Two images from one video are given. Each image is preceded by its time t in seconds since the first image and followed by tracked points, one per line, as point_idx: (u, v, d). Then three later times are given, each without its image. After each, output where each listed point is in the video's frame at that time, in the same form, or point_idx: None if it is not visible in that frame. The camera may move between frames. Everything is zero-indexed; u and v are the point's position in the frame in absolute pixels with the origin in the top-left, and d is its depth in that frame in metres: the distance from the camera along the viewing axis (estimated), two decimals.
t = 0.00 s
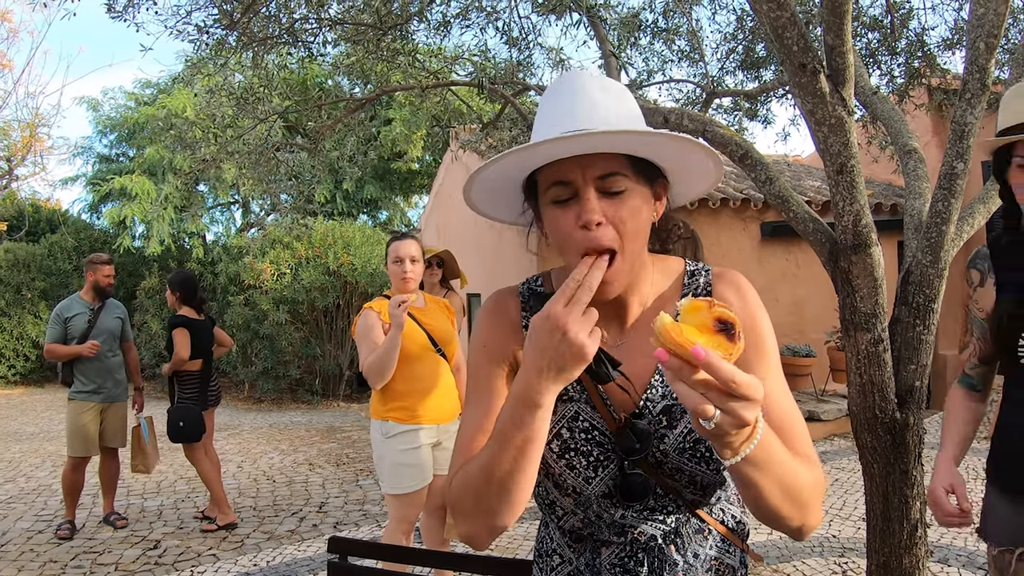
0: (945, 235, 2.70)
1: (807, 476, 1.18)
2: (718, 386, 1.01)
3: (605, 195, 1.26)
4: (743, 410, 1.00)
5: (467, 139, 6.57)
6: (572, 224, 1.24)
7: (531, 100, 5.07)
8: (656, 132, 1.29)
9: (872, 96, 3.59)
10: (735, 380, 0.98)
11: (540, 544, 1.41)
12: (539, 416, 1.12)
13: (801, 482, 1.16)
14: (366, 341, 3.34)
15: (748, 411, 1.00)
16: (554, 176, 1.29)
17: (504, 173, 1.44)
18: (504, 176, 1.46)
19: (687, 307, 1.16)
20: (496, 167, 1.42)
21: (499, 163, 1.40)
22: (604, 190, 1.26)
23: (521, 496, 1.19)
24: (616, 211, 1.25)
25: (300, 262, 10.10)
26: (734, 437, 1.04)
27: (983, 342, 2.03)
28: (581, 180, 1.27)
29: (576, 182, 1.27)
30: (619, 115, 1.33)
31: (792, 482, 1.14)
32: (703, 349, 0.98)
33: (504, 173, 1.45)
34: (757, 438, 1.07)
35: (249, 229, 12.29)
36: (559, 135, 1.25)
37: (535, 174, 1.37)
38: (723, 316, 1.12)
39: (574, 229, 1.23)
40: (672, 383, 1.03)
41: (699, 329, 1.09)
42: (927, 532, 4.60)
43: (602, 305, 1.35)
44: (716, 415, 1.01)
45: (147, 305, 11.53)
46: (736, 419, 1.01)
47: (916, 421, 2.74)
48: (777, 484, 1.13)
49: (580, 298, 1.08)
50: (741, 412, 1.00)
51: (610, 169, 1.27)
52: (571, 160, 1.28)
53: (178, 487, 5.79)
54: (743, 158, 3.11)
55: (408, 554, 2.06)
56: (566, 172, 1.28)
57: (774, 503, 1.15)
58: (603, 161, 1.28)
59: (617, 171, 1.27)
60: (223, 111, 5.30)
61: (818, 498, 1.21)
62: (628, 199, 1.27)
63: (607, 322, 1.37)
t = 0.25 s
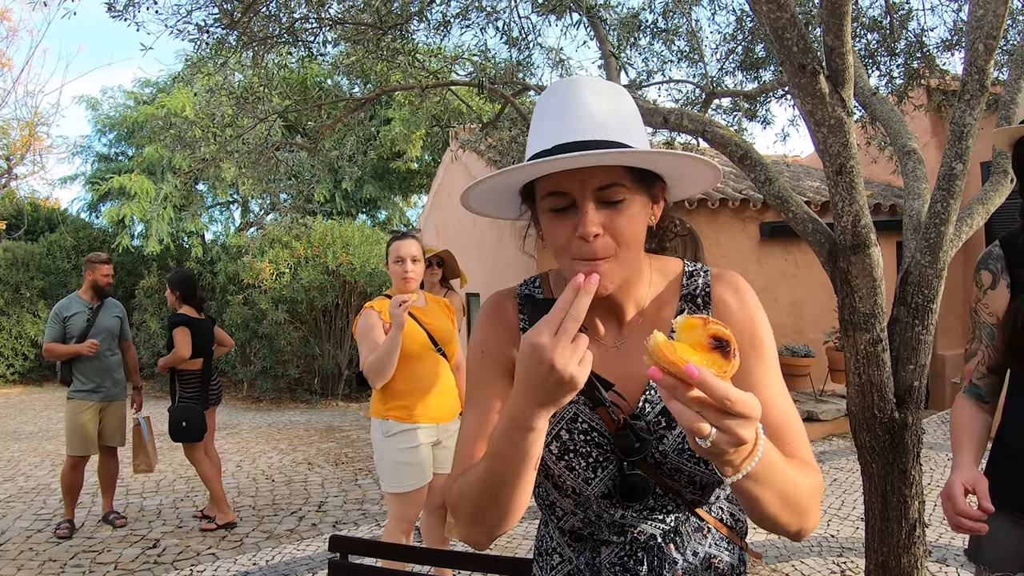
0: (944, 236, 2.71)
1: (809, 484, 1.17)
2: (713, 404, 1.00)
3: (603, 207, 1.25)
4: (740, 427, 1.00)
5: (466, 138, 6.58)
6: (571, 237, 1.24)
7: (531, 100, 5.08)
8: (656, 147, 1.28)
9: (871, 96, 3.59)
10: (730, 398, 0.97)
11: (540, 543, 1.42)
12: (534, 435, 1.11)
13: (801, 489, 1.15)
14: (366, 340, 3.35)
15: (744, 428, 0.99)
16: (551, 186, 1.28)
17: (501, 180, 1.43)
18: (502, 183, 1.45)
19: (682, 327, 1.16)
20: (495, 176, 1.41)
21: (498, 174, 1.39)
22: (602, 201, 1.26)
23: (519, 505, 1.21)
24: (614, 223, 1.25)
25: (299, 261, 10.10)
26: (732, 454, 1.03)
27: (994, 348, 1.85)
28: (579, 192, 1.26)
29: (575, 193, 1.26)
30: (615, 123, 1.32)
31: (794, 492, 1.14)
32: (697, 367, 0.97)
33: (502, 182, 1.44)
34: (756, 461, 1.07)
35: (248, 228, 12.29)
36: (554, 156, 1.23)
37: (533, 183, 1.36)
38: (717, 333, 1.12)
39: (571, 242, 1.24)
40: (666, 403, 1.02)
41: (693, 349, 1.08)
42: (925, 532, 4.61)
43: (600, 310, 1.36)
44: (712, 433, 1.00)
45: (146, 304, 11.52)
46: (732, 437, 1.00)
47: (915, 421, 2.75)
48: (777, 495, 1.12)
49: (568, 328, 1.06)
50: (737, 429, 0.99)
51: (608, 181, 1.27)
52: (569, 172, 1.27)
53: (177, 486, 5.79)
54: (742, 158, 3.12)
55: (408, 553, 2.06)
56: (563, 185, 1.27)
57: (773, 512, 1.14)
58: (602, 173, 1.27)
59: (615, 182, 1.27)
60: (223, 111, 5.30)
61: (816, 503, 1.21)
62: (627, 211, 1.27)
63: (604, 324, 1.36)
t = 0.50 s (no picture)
0: (941, 239, 2.73)
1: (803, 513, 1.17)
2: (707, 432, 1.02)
3: (617, 198, 1.30)
4: (729, 458, 1.02)
5: (465, 139, 6.59)
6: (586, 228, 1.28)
7: (530, 101, 5.09)
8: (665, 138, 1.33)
9: (869, 100, 3.61)
10: (721, 428, 0.99)
11: (540, 549, 1.43)
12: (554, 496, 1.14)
13: (798, 509, 1.16)
14: (368, 342, 3.36)
15: (733, 460, 1.02)
16: (566, 179, 1.32)
17: (508, 178, 1.45)
18: (508, 182, 1.47)
19: (696, 349, 1.14)
20: (503, 173, 1.43)
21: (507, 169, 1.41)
22: (615, 193, 1.30)
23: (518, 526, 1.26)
24: (626, 214, 1.29)
25: (298, 261, 10.11)
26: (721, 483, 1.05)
27: (1005, 355, 1.80)
28: (594, 185, 1.30)
29: (589, 185, 1.30)
30: (623, 121, 1.36)
31: (790, 515, 1.15)
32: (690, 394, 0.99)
33: (509, 179, 1.46)
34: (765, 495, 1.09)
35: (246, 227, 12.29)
36: (573, 144, 1.27)
37: (542, 179, 1.39)
38: (725, 363, 1.08)
39: (586, 234, 1.27)
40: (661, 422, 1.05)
41: (698, 372, 1.07)
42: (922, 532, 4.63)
43: (603, 312, 1.38)
44: (701, 460, 1.03)
45: (145, 304, 11.52)
46: (722, 468, 1.03)
47: (911, 424, 2.77)
48: (776, 519, 1.13)
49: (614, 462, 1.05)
50: (726, 459, 1.02)
51: (621, 174, 1.31)
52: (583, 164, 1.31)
53: (176, 486, 5.80)
54: (741, 162, 3.14)
55: (409, 555, 2.08)
56: (578, 177, 1.31)
57: (771, 534, 1.15)
58: (615, 165, 1.32)
59: (626, 175, 1.32)
60: (222, 111, 5.31)
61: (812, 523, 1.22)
62: (637, 203, 1.32)
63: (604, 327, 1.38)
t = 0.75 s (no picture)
0: (935, 239, 2.74)
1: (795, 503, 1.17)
2: (701, 429, 1.01)
3: (607, 183, 1.31)
4: (722, 454, 1.02)
5: (461, 137, 6.59)
6: (577, 211, 1.28)
7: (525, 100, 5.09)
8: (656, 120, 1.35)
9: (864, 100, 3.62)
10: (714, 422, 0.98)
11: (530, 545, 1.44)
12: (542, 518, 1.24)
13: (790, 508, 1.15)
14: (363, 339, 3.35)
15: (727, 456, 1.02)
16: (557, 163, 1.33)
17: (500, 167, 1.46)
18: (499, 171, 1.47)
19: (686, 342, 1.13)
20: (494, 160, 1.44)
21: (497, 156, 1.42)
22: (606, 178, 1.31)
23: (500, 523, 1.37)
24: (618, 198, 1.30)
25: (292, 258, 10.09)
26: (712, 481, 1.05)
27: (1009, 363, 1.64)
28: (585, 169, 1.31)
29: (580, 170, 1.32)
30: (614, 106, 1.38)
31: (781, 514, 1.14)
32: (684, 389, 0.98)
33: (499, 168, 1.46)
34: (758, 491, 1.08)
35: (241, 225, 12.26)
36: (565, 123, 1.29)
37: (533, 165, 1.40)
38: (717, 355, 1.08)
39: (577, 218, 1.27)
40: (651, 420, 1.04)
41: (690, 366, 1.07)
42: (914, 532, 4.65)
43: (593, 304, 1.37)
44: (693, 456, 1.02)
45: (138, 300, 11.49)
46: (715, 465, 1.02)
47: (903, 422, 2.78)
48: (765, 517, 1.12)
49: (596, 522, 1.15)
50: (719, 455, 1.02)
51: (611, 158, 1.33)
52: (574, 148, 1.33)
53: (169, 483, 5.78)
54: (735, 161, 3.14)
55: (402, 551, 2.08)
56: (569, 161, 1.32)
57: (761, 533, 1.13)
58: (604, 149, 1.33)
59: (616, 160, 1.33)
60: (217, 108, 5.29)
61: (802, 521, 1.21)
62: (627, 188, 1.32)
63: (594, 321, 1.38)
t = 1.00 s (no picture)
0: (928, 241, 2.75)
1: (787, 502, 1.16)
2: (712, 440, 1.01)
3: (601, 181, 1.32)
4: (734, 464, 1.01)
5: (456, 136, 6.59)
6: (571, 207, 1.28)
7: (520, 99, 5.09)
8: (650, 118, 1.35)
9: (859, 101, 3.63)
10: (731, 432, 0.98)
11: (526, 544, 1.44)
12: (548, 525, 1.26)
13: (784, 514, 1.13)
14: (360, 338, 3.35)
15: (739, 465, 1.01)
16: (551, 160, 1.35)
17: (496, 165, 1.47)
18: (494, 170, 1.49)
19: (684, 349, 1.14)
20: (490, 158, 1.45)
21: (492, 154, 1.43)
22: (600, 176, 1.32)
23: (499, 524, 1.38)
24: (611, 194, 1.30)
25: (286, 256, 10.07)
26: (721, 491, 1.04)
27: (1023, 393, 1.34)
28: (579, 166, 1.32)
29: (574, 167, 1.33)
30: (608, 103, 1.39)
31: (775, 518, 1.11)
32: (701, 403, 0.97)
33: (495, 166, 1.48)
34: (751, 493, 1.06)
35: (236, 222, 12.23)
36: (559, 117, 1.30)
37: (529, 163, 1.41)
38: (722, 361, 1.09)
39: (570, 215, 1.28)
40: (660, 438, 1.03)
41: (697, 374, 1.07)
42: (906, 532, 4.67)
43: (588, 304, 1.38)
44: (705, 469, 1.01)
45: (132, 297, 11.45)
46: (726, 474, 1.02)
47: (897, 423, 2.80)
48: (759, 522, 1.09)
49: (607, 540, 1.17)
50: (732, 465, 1.01)
51: (605, 156, 1.34)
52: (567, 144, 1.34)
53: (163, 480, 5.77)
54: (730, 161, 3.15)
55: (398, 550, 2.08)
56: (563, 158, 1.34)
57: (755, 538, 1.11)
58: (597, 147, 1.34)
59: (610, 158, 1.34)
60: (212, 105, 5.28)
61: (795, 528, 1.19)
62: (621, 186, 1.33)
63: (589, 321, 1.38)
